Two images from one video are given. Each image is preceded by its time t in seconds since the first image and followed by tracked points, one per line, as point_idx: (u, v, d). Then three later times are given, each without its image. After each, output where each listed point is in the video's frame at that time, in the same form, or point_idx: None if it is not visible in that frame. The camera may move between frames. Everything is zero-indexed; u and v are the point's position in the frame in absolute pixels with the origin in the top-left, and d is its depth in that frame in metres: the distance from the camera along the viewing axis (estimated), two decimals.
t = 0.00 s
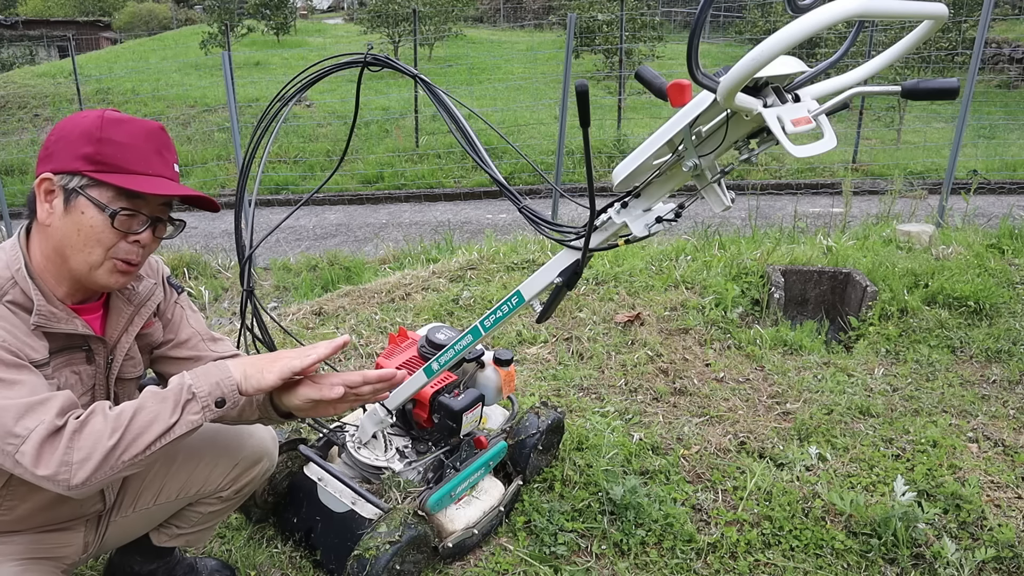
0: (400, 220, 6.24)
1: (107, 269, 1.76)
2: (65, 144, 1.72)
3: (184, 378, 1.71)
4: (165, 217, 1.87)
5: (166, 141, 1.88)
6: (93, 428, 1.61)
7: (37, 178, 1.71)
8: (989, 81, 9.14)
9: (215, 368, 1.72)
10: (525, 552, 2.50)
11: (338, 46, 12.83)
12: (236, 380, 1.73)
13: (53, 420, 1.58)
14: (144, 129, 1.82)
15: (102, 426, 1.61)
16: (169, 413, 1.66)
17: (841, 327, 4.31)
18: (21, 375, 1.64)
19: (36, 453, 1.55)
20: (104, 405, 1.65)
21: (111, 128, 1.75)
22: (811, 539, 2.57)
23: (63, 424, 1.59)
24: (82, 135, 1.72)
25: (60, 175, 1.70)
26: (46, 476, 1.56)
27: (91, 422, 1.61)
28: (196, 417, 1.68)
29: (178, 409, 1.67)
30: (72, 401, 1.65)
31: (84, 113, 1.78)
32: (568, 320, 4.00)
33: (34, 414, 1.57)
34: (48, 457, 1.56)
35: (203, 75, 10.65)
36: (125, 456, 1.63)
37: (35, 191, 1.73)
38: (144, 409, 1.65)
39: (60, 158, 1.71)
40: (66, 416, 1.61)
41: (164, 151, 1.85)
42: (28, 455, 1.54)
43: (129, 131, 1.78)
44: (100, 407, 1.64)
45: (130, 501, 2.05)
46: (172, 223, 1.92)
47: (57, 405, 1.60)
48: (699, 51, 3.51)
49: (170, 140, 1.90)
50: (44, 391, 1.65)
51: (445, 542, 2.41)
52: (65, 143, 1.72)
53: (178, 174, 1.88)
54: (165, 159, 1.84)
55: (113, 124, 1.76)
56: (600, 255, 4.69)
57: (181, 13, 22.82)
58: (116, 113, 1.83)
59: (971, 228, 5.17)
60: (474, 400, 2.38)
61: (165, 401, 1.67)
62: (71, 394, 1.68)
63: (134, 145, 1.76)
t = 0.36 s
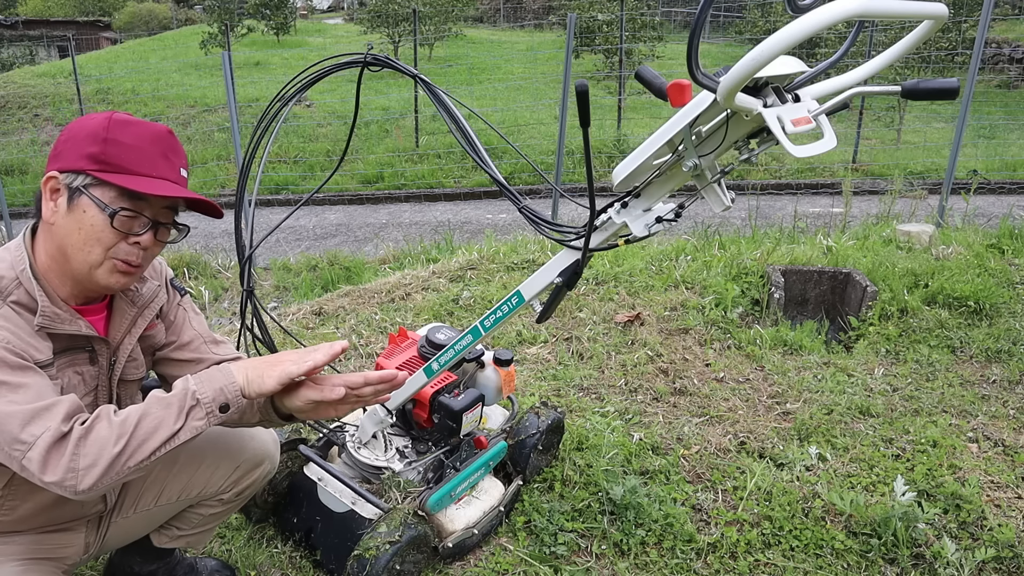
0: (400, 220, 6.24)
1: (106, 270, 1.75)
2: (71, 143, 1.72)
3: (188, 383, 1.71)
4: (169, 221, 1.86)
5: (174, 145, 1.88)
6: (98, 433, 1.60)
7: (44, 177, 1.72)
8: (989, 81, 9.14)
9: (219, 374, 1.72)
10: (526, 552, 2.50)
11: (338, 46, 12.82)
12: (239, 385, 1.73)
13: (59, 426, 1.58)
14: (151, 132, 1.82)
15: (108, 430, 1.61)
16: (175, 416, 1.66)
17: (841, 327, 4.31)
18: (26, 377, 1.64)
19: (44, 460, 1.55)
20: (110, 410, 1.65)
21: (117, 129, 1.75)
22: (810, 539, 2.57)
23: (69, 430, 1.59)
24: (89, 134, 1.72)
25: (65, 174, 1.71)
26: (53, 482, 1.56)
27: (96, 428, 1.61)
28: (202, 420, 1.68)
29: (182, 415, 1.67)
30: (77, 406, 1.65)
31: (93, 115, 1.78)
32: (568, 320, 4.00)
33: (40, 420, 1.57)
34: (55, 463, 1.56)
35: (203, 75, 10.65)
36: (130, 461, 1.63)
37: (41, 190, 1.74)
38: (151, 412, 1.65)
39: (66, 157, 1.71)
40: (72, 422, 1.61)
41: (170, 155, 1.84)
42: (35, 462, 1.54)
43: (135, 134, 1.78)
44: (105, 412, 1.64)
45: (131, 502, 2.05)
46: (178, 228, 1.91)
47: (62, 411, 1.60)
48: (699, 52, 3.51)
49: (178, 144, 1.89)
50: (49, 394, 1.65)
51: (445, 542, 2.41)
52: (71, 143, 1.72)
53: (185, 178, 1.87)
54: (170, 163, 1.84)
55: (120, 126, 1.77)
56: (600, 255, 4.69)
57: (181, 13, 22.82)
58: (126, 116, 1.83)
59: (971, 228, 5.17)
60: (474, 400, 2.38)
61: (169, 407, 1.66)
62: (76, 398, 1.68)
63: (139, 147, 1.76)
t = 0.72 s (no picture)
0: (400, 220, 6.24)
1: (111, 273, 1.75)
2: (77, 147, 1.72)
3: (187, 385, 1.70)
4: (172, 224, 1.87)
5: (177, 149, 1.88)
6: (98, 437, 1.61)
7: (48, 180, 1.71)
8: (989, 81, 9.14)
9: (217, 376, 1.72)
10: (526, 552, 2.50)
11: (338, 46, 12.82)
12: (237, 388, 1.72)
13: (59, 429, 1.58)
14: (156, 136, 1.83)
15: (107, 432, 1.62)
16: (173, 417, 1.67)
17: (841, 327, 4.31)
18: (26, 379, 1.64)
19: (45, 462, 1.56)
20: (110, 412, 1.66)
21: (123, 134, 1.75)
22: (810, 539, 2.57)
23: (69, 434, 1.60)
24: (95, 139, 1.72)
25: (70, 178, 1.70)
26: (53, 485, 1.57)
27: (95, 431, 1.61)
28: (199, 420, 1.68)
29: (180, 418, 1.67)
30: (78, 408, 1.66)
31: (98, 117, 1.78)
32: (568, 320, 4.00)
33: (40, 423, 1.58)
34: (55, 466, 1.57)
35: (203, 75, 10.65)
36: (129, 464, 1.63)
37: (44, 193, 1.73)
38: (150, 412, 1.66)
39: (72, 161, 1.71)
40: (72, 425, 1.61)
41: (174, 159, 1.85)
42: (35, 465, 1.55)
43: (141, 138, 1.78)
44: (105, 414, 1.64)
45: (130, 501, 2.05)
46: (180, 231, 1.91)
47: (63, 414, 1.60)
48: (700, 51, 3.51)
49: (181, 148, 1.90)
50: (50, 396, 1.65)
51: (445, 542, 2.41)
52: (77, 146, 1.72)
53: (188, 182, 1.88)
54: (175, 167, 1.85)
55: (126, 129, 1.77)
56: (600, 255, 4.68)
57: (181, 13, 22.82)
58: (130, 119, 1.83)
59: (971, 228, 5.17)
60: (474, 400, 2.38)
61: (167, 409, 1.66)
62: (77, 400, 1.68)
63: (145, 152, 1.77)
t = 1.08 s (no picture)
0: (400, 220, 6.24)
1: (122, 280, 1.76)
2: (91, 153, 1.71)
3: (186, 386, 1.70)
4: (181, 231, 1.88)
5: (188, 156, 1.89)
6: (100, 440, 1.61)
7: (59, 185, 1.70)
8: (989, 81, 9.14)
9: (216, 376, 1.71)
10: (526, 552, 2.50)
11: (338, 46, 12.81)
12: (236, 387, 1.72)
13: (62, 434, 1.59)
14: (169, 144, 1.83)
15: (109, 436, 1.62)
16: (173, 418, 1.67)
17: (841, 327, 4.31)
18: (30, 382, 1.64)
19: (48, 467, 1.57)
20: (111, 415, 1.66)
21: (137, 142, 1.75)
22: (810, 538, 2.57)
23: (72, 437, 1.60)
24: (110, 146, 1.72)
25: (83, 184, 1.70)
26: (58, 489, 1.58)
27: (98, 434, 1.62)
28: (199, 421, 1.68)
29: (181, 419, 1.67)
30: (82, 411, 1.66)
31: (112, 123, 1.78)
32: (568, 320, 4.00)
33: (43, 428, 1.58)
34: (59, 470, 1.58)
35: (203, 75, 10.65)
36: (132, 466, 1.64)
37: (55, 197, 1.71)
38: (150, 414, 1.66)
39: (85, 167, 1.70)
40: (75, 429, 1.62)
41: (185, 167, 1.86)
42: (40, 469, 1.56)
43: (156, 146, 1.79)
44: (107, 417, 1.65)
45: (130, 499, 2.05)
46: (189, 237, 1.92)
47: (67, 418, 1.61)
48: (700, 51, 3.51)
49: (191, 156, 1.91)
50: (55, 400, 1.66)
51: (445, 542, 2.41)
52: (91, 152, 1.71)
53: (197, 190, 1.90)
54: (186, 174, 1.86)
55: (141, 137, 1.77)
56: (600, 255, 4.69)
57: (181, 13, 22.82)
58: (143, 125, 1.83)
59: (971, 228, 5.17)
60: (474, 400, 2.38)
61: (168, 411, 1.66)
62: (81, 403, 1.68)
63: (159, 161, 1.78)
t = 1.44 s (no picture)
0: (400, 220, 6.24)
1: (132, 281, 1.76)
2: (105, 154, 1.71)
3: (210, 384, 1.72)
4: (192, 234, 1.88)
5: (201, 160, 1.89)
6: (124, 433, 1.61)
7: (72, 184, 1.70)
8: (989, 81, 9.14)
9: (241, 374, 1.74)
10: (526, 552, 2.50)
11: (338, 46, 12.80)
12: (260, 386, 1.74)
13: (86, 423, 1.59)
14: (183, 148, 1.83)
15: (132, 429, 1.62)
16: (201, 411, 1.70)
17: (841, 327, 4.31)
18: (48, 376, 1.63)
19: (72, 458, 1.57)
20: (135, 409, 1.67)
21: (152, 145, 1.75)
22: (810, 539, 2.57)
23: (94, 429, 1.60)
24: (124, 148, 1.72)
25: (96, 185, 1.70)
26: (81, 480, 1.57)
27: (121, 428, 1.62)
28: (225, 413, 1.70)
29: (206, 416, 1.69)
30: (100, 404, 1.65)
31: (127, 125, 1.78)
32: (568, 320, 4.00)
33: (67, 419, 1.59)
34: (81, 462, 1.57)
35: (203, 75, 10.65)
36: (155, 460, 1.64)
37: (67, 197, 1.71)
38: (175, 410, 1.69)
39: (99, 167, 1.70)
40: (96, 421, 1.61)
41: (198, 171, 1.86)
42: (62, 460, 1.55)
43: (169, 149, 1.79)
44: (130, 411, 1.65)
45: (132, 501, 2.05)
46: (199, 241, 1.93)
47: (87, 410, 1.60)
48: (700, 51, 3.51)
49: (204, 160, 1.91)
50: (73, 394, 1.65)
51: (445, 542, 2.41)
52: (105, 152, 1.71)
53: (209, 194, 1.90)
54: (199, 179, 1.86)
55: (155, 139, 1.77)
56: (600, 255, 4.69)
57: (181, 13, 22.81)
58: (158, 128, 1.83)
59: (971, 228, 5.17)
60: (474, 400, 2.38)
61: (193, 407, 1.68)
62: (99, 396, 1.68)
63: (172, 164, 1.78)
